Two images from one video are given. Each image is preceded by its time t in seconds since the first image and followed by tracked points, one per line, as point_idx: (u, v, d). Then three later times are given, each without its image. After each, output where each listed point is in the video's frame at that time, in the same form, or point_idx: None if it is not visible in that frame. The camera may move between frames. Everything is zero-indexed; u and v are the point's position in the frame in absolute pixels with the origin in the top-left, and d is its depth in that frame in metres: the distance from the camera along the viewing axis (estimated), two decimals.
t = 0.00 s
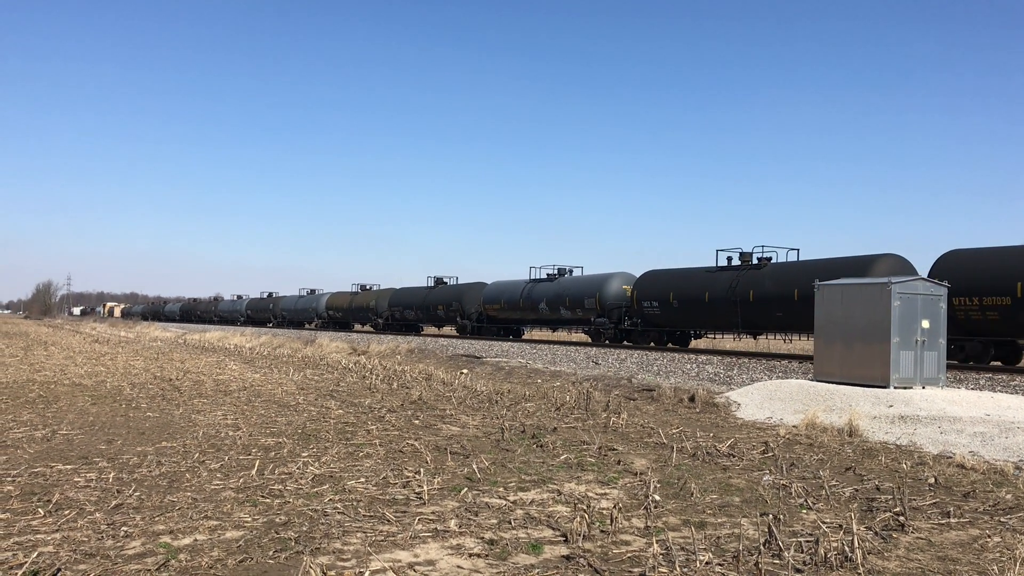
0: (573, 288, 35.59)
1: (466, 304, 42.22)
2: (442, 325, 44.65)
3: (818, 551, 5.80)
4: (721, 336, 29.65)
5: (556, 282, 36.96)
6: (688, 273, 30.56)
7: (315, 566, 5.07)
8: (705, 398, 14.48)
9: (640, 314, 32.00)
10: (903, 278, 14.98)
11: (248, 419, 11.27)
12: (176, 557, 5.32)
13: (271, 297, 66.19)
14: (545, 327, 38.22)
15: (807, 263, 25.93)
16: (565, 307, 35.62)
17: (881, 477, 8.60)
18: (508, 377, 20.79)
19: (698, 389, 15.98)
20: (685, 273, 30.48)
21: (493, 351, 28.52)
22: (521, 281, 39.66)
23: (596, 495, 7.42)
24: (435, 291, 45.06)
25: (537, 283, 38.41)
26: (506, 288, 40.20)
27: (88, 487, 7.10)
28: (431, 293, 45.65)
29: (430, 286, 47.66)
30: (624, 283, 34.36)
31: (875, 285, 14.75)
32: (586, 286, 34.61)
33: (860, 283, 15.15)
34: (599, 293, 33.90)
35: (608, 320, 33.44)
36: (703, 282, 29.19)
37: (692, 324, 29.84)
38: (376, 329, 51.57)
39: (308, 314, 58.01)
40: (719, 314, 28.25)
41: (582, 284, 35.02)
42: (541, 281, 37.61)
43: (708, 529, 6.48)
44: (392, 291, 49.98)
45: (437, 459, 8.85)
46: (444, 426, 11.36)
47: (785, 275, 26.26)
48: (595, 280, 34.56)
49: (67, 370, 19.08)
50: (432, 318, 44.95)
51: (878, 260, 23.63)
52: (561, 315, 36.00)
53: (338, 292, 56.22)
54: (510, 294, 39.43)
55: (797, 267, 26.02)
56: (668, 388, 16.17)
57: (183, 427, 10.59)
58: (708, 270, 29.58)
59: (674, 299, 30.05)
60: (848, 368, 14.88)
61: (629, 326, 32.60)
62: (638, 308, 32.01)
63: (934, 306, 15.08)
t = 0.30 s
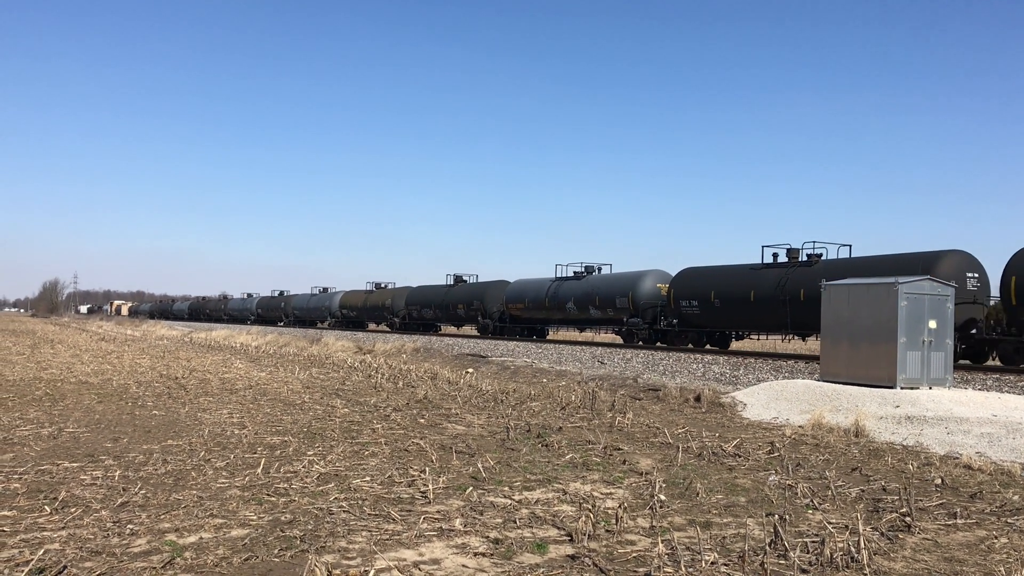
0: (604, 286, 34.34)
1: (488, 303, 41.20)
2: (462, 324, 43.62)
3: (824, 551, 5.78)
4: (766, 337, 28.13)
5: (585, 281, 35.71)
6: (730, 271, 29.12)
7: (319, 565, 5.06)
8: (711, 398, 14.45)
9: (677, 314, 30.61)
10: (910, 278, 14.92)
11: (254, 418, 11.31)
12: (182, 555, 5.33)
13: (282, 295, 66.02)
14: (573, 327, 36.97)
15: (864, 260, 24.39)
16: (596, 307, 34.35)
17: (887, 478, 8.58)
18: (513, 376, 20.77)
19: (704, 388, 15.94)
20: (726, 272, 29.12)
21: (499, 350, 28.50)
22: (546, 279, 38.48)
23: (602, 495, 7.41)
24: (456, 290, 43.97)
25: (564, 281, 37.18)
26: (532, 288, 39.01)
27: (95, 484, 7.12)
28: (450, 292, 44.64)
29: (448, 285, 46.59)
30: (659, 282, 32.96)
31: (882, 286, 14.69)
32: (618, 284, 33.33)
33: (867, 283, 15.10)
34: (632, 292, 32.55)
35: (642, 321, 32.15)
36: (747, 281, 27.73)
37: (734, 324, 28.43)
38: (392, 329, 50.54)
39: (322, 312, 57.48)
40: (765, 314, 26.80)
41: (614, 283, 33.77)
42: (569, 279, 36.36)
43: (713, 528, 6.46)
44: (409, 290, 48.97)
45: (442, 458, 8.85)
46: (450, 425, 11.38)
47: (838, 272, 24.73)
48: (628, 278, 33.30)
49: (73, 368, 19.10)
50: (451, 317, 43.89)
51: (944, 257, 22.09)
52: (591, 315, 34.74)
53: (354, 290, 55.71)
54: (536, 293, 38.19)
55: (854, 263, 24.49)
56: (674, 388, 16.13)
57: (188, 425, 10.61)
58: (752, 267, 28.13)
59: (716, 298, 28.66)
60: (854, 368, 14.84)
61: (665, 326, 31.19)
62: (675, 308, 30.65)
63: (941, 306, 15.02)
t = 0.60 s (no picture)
0: (635, 284, 32.90)
1: (509, 303, 40.01)
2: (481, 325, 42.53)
3: (829, 551, 5.78)
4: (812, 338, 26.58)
5: (615, 279, 34.28)
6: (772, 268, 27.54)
7: (325, 565, 5.06)
8: (716, 398, 14.44)
9: (717, 314, 28.94)
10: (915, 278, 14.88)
11: (260, 418, 11.34)
12: (188, 555, 5.34)
13: (292, 294, 65.77)
14: (601, 327, 35.51)
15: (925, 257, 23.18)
16: (627, 306, 32.89)
17: (893, 478, 8.56)
18: (517, 376, 20.76)
19: (709, 388, 15.91)
20: (770, 269, 27.36)
21: (503, 350, 28.51)
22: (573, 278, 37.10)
23: (607, 495, 7.42)
24: (476, 289, 42.71)
25: (592, 279, 35.77)
26: (558, 286, 37.64)
27: (101, 484, 7.14)
28: (468, 292, 43.45)
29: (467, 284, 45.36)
30: (695, 281, 31.45)
31: (887, 285, 14.66)
32: (651, 282, 31.83)
33: (871, 283, 15.07)
34: (666, 291, 31.05)
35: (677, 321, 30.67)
36: (794, 280, 26.05)
37: (779, 326, 26.72)
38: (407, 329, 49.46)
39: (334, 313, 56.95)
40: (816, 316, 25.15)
41: (646, 281, 32.29)
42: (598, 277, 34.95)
43: (719, 529, 6.46)
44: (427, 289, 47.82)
45: (447, 458, 8.86)
46: (455, 424, 11.39)
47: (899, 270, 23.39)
48: (662, 276, 31.83)
49: (79, 368, 19.15)
50: (470, 317, 42.75)
51: (1019, 255, 21.00)
52: (622, 315, 33.30)
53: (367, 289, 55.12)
54: (562, 292, 36.80)
55: (917, 261, 23.21)
56: (679, 388, 16.10)
57: (194, 425, 10.64)
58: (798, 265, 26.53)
59: (759, 297, 26.91)
60: (859, 368, 14.81)
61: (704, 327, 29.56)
62: (714, 308, 29.03)
63: (946, 306, 14.99)
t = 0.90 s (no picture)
0: (665, 283, 31.68)
1: (528, 302, 38.77)
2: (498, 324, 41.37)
3: (832, 550, 5.77)
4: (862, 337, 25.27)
5: (644, 277, 33.05)
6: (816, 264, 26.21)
7: (329, 565, 5.07)
8: (717, 397, 14.44)
9: (757, 313, 27.57)
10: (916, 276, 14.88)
11: (262, 418, 11.37)
12: (192, 556, 5.35)
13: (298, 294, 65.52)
14: (628, 328, 34.15)
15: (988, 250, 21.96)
16: (658, 305, 31.55)
17: (895, 477, 8.55)
18: (519, 375, 20.77)
19: (711, 387, 15.92)
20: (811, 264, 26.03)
21: (504, 349, 28.52)
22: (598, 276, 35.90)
23: (610, 494, 7.41)
24: (493, 288, 41.61)
25: (619, 278, 34.52)
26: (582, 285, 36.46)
27: (104, 485, 7.15)
28: (485, 290, 42.33)
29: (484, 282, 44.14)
30: (731, 279, 30.09)
31: (888, 284, 14.65)
32: (684, 280, 30.52)
33: (873, 281, 15.06)
34: (701, 289, 29.72)
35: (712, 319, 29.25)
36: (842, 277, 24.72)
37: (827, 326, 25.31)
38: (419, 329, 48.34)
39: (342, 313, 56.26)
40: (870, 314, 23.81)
41: (678, 279, 31.04)
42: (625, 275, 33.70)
43: (721, 528, 6.46)
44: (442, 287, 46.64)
45: (450, 458, 8.86)
46: (457, 424, 11.39)
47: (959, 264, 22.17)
48: (695, 273, 30.56)
49: (81, 369, 19.17)
50: (487, 317, 41.67)
51: None
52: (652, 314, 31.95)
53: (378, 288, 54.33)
54: (587, 291, 35.54)
55: (979, 254, 21.98)
56: (680, 387, 16.11)
57: (196, 425, 10.64)
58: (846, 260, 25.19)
59: (804, 295, 25.45)
60: (861, 366, 14.80)
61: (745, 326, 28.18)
62: (754, 306, 27.63)
63: (949, 304, 14.98)
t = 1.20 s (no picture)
0: (696, 279, 30.07)
1: (547, 300, 37.53)
2: (515, 323, 40.10)
3: (833, 547, 5.77)
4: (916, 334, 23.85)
5: (673, 273, 31.42)
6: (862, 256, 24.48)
7: (331, 563, 5.07)
8: (718, 394, 14.46)
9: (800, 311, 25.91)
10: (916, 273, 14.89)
11: (262, 415, 11.36)
12: (194, 553, 5.35)
13: (303, 291, 65.22)
14: (654, 324, 32.60)
15: None
16: (689, 301, 29.98)
17: (896, 473, 8.55)
18: (519, 373, 20.76)
19: (711, 384, 15.93)
20: (859, 257, 24.39)
21: (504, 347, 28.51)
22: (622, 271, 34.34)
23: (611, 491, 7.42)
24: (510, 284, 40.32)
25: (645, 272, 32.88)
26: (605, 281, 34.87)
27: (105, 482, 7.15)
28: (502, 286, 41.06)
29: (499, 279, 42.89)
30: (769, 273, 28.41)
31: (888, 281, 14.66)
32: (718, 276, 28.91)
33: (873, 278, 15.06)
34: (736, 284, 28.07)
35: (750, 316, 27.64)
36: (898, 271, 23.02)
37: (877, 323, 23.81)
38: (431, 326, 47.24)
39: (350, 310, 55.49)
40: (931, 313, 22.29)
41: (710, 275, 29.41)
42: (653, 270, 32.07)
43: (722, 524, 6.46)
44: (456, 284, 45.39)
45: (450, 455, 8.86)
46: (457, 421, 11.39)
47: None
48: (729, 269, 28.90)
49: (81, 366, 19.14)
50: (502, 314, 40.44)
51: None
52: (682, 311, 30.37)
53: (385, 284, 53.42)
54: (610, 286, 33.94)
55: None
56: (680, 385, 16.11)
57: (196, 423, 10.64)
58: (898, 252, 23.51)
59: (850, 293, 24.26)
60: (861, 363, 14.81)
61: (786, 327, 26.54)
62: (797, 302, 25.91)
63: (948, 301, 14.99)
